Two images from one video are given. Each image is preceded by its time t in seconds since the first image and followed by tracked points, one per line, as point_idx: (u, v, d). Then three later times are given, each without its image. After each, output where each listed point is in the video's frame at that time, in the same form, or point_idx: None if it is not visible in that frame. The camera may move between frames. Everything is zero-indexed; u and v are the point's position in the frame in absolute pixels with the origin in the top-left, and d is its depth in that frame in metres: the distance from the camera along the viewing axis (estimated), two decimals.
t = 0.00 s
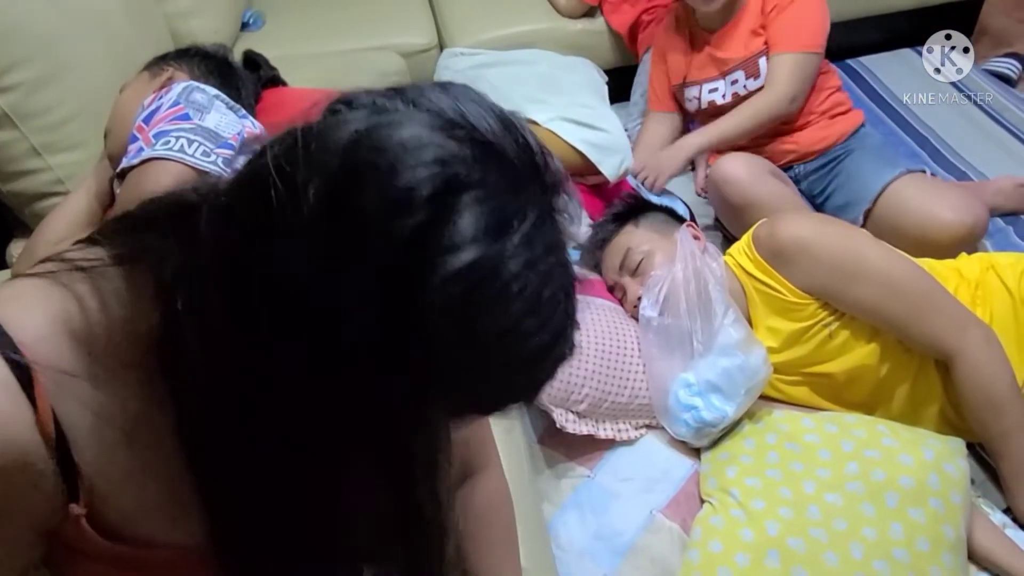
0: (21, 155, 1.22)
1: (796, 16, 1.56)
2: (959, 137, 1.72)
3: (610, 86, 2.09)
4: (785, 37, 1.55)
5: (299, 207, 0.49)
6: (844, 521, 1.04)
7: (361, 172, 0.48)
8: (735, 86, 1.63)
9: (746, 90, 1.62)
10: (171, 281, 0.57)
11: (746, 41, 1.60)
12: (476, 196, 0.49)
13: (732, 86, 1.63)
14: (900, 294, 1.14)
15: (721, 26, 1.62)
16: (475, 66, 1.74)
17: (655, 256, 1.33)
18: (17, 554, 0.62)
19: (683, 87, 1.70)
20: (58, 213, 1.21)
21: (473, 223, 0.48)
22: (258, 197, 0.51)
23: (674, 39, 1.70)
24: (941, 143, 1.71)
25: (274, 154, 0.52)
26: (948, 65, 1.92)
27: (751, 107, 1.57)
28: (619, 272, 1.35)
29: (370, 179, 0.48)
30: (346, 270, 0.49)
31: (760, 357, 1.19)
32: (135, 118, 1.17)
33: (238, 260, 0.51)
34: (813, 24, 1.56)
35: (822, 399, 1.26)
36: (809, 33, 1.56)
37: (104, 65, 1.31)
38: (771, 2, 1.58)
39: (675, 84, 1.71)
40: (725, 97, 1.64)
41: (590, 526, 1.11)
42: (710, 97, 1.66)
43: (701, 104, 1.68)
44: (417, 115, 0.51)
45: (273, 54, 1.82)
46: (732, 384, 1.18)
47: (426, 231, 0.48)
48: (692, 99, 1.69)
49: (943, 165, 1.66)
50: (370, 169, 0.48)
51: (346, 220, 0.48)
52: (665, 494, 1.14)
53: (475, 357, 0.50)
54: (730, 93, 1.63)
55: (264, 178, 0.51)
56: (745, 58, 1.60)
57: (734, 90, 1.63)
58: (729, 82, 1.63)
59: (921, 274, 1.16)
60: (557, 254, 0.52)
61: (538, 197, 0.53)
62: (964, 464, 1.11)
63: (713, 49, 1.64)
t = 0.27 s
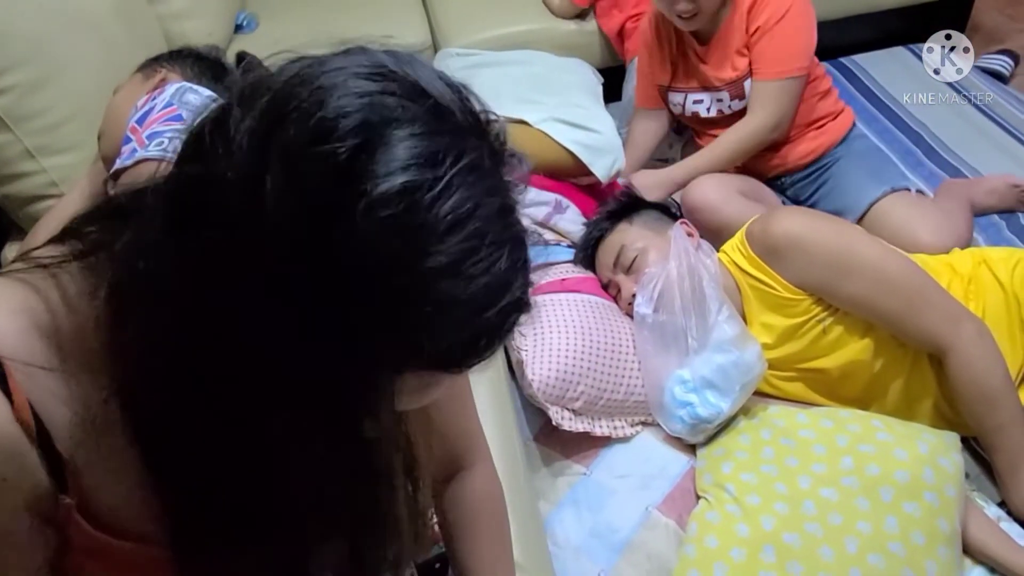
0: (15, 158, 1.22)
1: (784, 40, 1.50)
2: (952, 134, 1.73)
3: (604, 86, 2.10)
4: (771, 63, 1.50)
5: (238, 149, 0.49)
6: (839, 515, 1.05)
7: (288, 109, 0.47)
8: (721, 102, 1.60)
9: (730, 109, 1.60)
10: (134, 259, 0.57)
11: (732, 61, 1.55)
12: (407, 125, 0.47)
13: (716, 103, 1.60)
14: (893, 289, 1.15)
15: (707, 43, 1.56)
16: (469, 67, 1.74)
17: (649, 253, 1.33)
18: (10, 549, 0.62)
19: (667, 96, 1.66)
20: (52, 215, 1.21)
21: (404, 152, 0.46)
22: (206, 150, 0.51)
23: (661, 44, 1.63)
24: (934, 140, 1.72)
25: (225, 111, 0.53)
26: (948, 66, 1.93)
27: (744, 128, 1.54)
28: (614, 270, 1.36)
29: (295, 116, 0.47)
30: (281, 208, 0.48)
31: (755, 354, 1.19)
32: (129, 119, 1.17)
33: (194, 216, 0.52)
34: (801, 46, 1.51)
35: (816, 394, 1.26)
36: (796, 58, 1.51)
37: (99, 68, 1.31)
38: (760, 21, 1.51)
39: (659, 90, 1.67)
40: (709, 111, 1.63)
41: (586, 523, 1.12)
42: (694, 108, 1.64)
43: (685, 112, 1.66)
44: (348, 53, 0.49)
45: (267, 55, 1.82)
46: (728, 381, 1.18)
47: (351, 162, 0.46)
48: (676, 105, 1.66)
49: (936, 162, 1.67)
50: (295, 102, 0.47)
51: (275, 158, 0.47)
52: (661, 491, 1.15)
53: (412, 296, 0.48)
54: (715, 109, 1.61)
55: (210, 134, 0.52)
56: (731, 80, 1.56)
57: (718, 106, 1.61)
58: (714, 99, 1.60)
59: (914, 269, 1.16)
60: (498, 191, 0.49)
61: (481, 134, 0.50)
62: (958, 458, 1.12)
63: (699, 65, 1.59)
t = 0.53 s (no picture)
0: (14, 160, 1.23)
1: (812, 56, 1.47)
2: (949, 135, 1.74)
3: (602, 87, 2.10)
4: (797, 76, 1.48)
5: (251, 203, 0.49)
6: (839, 513, 1.05)
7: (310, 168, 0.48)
8: (739, 109, 1.59)
9: (750, 117, 1.60)
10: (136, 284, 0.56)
11: (756, 70, 1.53)
12: (428, 191, 0.48)
13: (735, 109, 1.60)
14: (890, 288, 1.15)
15: (731, 50, 1.54)
16: (467, 68, 1.74)
17: (648, 253, 1.34)
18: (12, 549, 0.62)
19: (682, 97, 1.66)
20: (53, 217, 1.21)
21: (426, 219, 0.47)
22: (216, 196, 0.51)
23: (681, 49, 1.60)
24: (931, 140, 1.73)
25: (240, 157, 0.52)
26: (948, 66, 1.94)
27: (746, 143, 1.56)
28: (613, 270, 1.36)
29: (316, 177, 0.47)
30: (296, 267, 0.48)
31: (754, 352, 1.20)
32: (128, 121, 1.17)
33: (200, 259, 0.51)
34: (827, 63, 1.48)
35: (815, 393, 1.27)
36: (820, 76, 1.49)
37: (98, 69, 1.31)
38: (791, 33, 1.47)
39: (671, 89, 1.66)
40: (726, 116, 1.62)
41: (586, 523, 1.12)
42: (711, 113, 1.63)
43: (699, 115, 1.66)
44: (373, 111, 0.50)
45: (266, 57, 1.83)
46: (727, 379, 1.19)
47: (371, 227, 0.47)
48: (690, 108, 1.66)
49: (933, 163, 1.67)
50: (318, 163, 0.48)
51: (292, 215, 0.48)
52: (661, 490, 1.15)
53: (427, 355, 0.49)
54: (733, 116, 1.61)
55: (222, 179, 0.51)
56: (755, 89, 1.55)
57: (737, 113, 1.60)
58: (733, 105, 1.60)
59: (911, 268, 1.16)
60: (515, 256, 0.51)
61: (499, 198, 0.52)
62: (957, 456, 1.12)
63: (721, 70, 1.57)
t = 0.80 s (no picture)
0: (10, 163, 1.23)
1: (848, 66, 1.42)
2: (945, 133, 1.74)
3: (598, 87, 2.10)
4: (832, 86, 1.43)
5: (254, 226, 0.48)
6: (837, 511, 1.05)
7: (309, 191, 0.47)
8: (765, 115, 1.53)
9: (776, 123, 1.54)
10: (130, 292, 0.55)
11: (788, 78, 1.47)
12: (431, 209, 0.47)
13: (763, 116, 1.53)
14: (887, 285, 1.16)
15: (763, 57, 1.46)
16: (463, 69, 1.74)
17: (645, 253, 1.34)
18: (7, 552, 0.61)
19: (703, 102, 1.57)
20: (48, 220, 1.21)
21: (429, 239, 0.47)
22: (217, 218, 0.51)
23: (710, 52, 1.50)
24: (927, 138, 1.73)
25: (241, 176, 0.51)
26: (948, 65, 1.94)
27: (768, 153, 1.51)
28: (610, 269, 1.37)
29: (318, 197, 0.47)
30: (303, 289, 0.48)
31: (751, 351, 1.20)
32: (123, 123, 1.17)
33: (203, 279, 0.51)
34: (860, 71, 1.44)
35: (813, 392, 1.27)
36: (855, 84, 1.44)
37: (93, 72, 1.31)
38: (828, 41, 1.41)
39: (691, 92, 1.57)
40: (751, 122, 1.55)
41: (585, 522, 1.12)
42: (735, 119, 1.56)
43: (720, 120, 1.58)
44: (373, 126, 0.49)
45: (261, 59, 1.82)
46: (725, 378, 1.19)
47: (374, 250, 0.46)
48: (713, 113, 1.57)
49: (930, 162, 1.68)
50: (318, 187, 0.47)
51: (296, 239, 0.47)
52: (659, 489, 1.15)
53: (433, 376, 0.49)
54: (758, 122, 1.54)
55: (221, 200, 0.51)
56: (786, 97, 1.49)
57: (764, 119, 1.53)
58: (760, 112, 1.53)
59: (908, 266, 1.17)
60: (520, 270, 0.50)
61: (501, 213, 0.50)
62: (954, 453, 1.12)
63: (750, 76, 1.49)
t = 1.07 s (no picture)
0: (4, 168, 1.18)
1: (847, 80, 1.42)
2: (940, 133, 1.74)
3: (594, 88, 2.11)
4: (831, 99, 1.43)
5: (140, 168, 0.48)
6: (834, 511, 1.05)
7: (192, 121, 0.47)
8: (763, 126, 1.52)
9: (773, 134, 1.54)
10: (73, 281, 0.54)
11: (787, 92, 1.46)
12: (322, 119, 0.48)
13: (761, 127, 1.53)
14: (883, 285, 1.16)
15: (763, 71, 1.45)
16: (458, 71, 1.74)
17: (641, 254, 1.34)
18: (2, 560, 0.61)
19: (701, 112, 1.56)
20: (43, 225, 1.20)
21: (323, 146, 0.47)
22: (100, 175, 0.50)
23: (710, 65, 1.49)
24: (922, 138, 1.73)
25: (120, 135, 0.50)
26: (948, 66, 1.94)
27: (768, 163, 1.52)
28: (606, 271, 1.37)
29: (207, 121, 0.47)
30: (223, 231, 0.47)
31: (748, 352, 1.20)
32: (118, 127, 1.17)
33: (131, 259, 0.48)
34: (858, 84, 1.44)
35: (809, 392, 1.27)
36: (853, 98, 1.44)
37: (88, 76, 1.30)
38: (828, 56, 1.40)
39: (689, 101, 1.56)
40: (748, 133, 1.55)
41: (582, 524, 1.12)
42: (733, 129, 1.55)
43: (718, 129, 1.57)
44: (253, 57, 0.50)
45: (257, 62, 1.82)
46: (721, 379, 1.19)
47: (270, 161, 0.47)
48: (711, 122, 1.56)
49: (926, 161, 1.68)
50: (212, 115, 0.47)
51: (181, 173, 0.47)
52: (657, 490, 1.15)
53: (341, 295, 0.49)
54: (757, 133, 1.54)
55: (101, 155, 0.50)
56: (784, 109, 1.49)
57: (762, 130, 1.53)
58: (759, 123, 1.52)
59: (904, 267, 1.17)
60: (418, 175, 0.50)
61: (391, 117, 0.51)
62: (950, 452, 1.13)
63: (750, 88, 1.48)
